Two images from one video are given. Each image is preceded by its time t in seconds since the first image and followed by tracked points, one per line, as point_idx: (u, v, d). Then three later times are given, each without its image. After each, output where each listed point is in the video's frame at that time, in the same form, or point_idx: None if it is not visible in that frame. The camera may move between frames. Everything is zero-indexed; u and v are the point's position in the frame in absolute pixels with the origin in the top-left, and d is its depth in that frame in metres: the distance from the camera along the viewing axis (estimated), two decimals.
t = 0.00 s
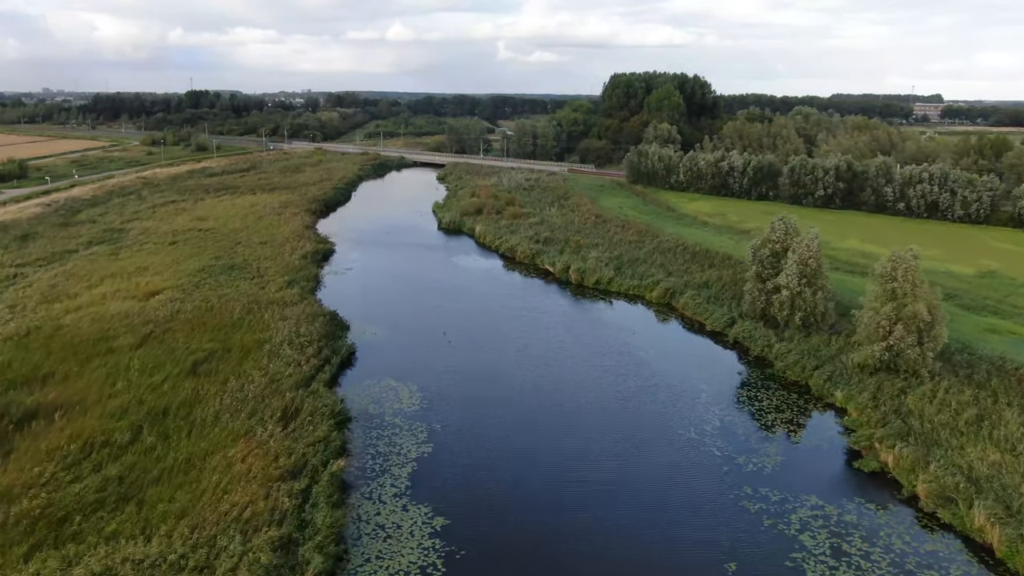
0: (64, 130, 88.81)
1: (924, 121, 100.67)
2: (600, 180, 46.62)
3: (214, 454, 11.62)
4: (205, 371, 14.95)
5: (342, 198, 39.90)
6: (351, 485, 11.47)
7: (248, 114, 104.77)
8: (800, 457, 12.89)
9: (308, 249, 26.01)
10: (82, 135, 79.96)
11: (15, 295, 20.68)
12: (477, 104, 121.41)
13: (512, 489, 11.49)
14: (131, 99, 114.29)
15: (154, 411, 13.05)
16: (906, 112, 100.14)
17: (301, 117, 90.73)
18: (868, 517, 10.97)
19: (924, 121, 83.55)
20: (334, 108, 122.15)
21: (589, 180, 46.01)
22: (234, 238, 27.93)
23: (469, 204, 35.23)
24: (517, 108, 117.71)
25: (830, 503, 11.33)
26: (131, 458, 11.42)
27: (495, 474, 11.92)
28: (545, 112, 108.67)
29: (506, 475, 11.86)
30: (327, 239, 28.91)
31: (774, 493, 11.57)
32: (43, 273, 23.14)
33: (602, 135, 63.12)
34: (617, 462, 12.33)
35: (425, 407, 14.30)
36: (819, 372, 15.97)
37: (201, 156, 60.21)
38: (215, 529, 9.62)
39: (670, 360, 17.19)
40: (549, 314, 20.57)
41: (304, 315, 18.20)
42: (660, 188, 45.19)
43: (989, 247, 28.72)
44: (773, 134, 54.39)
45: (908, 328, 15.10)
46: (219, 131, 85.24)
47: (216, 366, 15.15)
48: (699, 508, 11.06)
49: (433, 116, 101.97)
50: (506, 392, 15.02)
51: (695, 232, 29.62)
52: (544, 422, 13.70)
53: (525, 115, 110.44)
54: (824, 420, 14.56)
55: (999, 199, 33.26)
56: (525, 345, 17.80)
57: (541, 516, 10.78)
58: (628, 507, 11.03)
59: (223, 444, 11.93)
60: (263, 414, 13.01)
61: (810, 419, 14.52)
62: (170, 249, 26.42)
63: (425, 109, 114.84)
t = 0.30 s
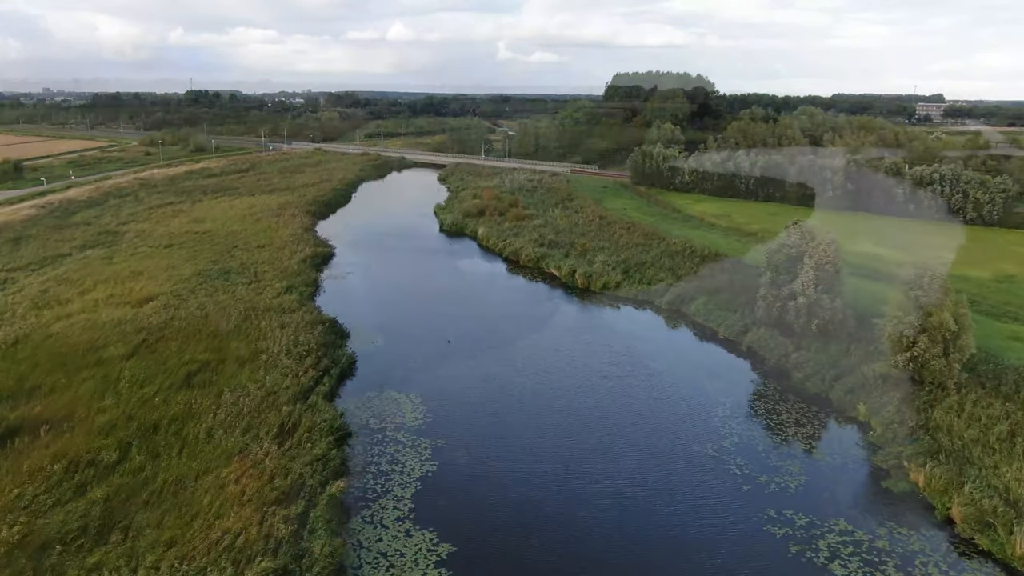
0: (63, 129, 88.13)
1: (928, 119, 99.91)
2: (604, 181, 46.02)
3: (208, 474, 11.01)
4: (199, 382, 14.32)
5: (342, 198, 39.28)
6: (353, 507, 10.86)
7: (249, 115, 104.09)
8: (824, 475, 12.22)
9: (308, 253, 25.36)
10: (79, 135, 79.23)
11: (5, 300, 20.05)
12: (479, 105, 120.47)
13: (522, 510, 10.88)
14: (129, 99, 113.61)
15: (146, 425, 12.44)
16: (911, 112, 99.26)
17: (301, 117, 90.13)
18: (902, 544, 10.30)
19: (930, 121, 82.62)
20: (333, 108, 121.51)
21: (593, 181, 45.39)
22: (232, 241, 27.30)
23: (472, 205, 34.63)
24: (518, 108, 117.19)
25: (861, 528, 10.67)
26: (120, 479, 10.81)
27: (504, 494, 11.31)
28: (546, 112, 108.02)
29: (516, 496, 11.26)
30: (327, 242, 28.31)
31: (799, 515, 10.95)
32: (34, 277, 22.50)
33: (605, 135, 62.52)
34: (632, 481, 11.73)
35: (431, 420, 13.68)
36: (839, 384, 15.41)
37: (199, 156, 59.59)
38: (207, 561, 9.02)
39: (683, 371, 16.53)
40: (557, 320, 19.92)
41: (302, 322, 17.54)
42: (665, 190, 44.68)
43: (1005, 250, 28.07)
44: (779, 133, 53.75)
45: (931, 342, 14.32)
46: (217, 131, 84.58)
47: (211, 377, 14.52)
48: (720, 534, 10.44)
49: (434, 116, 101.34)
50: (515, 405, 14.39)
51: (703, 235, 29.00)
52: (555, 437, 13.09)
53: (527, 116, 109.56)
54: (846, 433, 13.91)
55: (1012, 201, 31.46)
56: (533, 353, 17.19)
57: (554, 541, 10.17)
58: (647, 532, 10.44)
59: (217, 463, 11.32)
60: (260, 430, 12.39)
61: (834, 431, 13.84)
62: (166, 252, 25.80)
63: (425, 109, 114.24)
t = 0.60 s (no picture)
0: (60, 127, 87.18)
1: (929, 116, 99.61)
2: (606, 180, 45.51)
3: (199, 491, 10.45)
4: (192, 376, 13.54)
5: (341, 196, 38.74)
6: (351, 524, 10.32)
7: (246, 116, 103.36)
8: (844, 487, 11.60)
9: (307, 253, 24.69)
10: (75, 134, 78.50)
11: None
12: (478, 107, 119.81)
13: (529, 525, 10.38)
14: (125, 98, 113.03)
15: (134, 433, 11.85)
16: (911, 111, 99.13)
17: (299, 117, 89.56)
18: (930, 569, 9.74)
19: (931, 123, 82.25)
20: (330, 108, 121.03)
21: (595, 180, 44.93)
22: (229, 241, 26.70)
23: (474, 205, 34.15)
24: (516, 109, 116.92)
25: (884, 551, 10.15)
26: (106, 495, 10.24)
27: (509, 506, 10.80)
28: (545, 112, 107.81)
29: (522, 507, 10.76)
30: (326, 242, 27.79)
31: (819, 533, 10.43)
32: (25, 277, 21.76)
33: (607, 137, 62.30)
34: (643, 493, 11.20)
35: (432, 428, 13.10)
36: (857, 391, 14.87)
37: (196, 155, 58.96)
38: None
39: (693, 376, 15.96)
40: (563, 321, 19.27)
41: (302, 327, 16.92)
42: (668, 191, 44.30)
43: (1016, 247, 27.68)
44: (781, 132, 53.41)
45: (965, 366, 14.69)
46: (215, 130, 83.93)
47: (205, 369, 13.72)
48: (738, 554, 9.91)
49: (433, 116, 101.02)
50: (520, 412, 13.82)
51: (710, 237, 28.53)
52: (562, 446, 12.53)
53: (525, 116, 109.04)
54: (867, 432, 13.18)
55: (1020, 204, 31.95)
56: (538, 358, 16.66)
57: (562, 562, 9.65)
58: (660, 552, 9.91)
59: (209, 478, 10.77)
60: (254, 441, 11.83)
61: (854, 432, 13.23)
62: (161, 250, 25.15)
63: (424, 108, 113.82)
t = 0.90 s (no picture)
0: (58, 126, 86.77)
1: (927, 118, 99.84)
2: (606, 178, 45.40)
3: (189, 503, 10.25)
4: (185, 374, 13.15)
5: (339, 192, 38.54)
6: (346, 539, 10.04)
7: (246, 115, 103.31)
8: (852, 494, 11.33)
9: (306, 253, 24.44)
10: (73, 132, 78.27)
11: None
12: (477, 108, 119.60)
13: (530, 538, 10.12)
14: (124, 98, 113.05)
15: (124, 439, 11.53)
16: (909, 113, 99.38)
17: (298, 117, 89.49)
18: None
19: (932, 122, 82.03)
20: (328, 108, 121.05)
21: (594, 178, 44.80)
22: (226, 242, 26.56)
23: (472, 206, 34.04)
24: (516, 110, 117.08)
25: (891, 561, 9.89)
26: (94, 506, 9.95)
27: (510, 518, 10.55)
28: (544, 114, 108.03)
29: (523, 520, 10.51)
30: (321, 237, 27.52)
31: (827, 544, 10.17)
32: (20, 278, 21.39)
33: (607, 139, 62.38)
34: (647, 504, 10.95)
35: (431, 438, 12.83)
36: (861, 400, 14.67)
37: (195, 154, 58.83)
38: None
39: (697, 379, 15.65)
40: (564, 326, 19.05)
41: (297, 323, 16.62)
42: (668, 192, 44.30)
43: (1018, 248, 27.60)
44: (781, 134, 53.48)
45: (974, 378, 14.51)
46: (214, 129, 83.80)
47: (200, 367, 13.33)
48: (743, 570, 9.62)
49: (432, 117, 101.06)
50: (520, 421, 13.53)
51: (710, 236, 28.39)
52: (563, 456, 12.25)
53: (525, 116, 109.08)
54: (875, 442, 12.94)
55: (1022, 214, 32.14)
56: (539, 363, 16.41)
57: None
58: (662, 570, 9.62)
59: (200, 490, 10.47)
60: (248, 449, 11.52)
61: (862, 441, 12.94)
62: (156, 251, 24.97)
63: (423, 108, 113.90)
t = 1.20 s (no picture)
0: (57, 125, 86.32)
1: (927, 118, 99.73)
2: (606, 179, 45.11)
3: (175, 519, 9.82)
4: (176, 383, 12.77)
5: (337, 194, 38.23)
6: (338, 557, 9.62)
7: (245, 116, 103.03)
8: (867, 509, 10.92)
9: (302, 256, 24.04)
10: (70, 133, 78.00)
11: None
12: (476, 107, 119.18)
13: (531, 556, 9.71)
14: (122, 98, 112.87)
15: (112, 451, 11.15)
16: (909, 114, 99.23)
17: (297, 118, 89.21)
18: None
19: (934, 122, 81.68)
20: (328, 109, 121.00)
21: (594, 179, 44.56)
22: (221, 245, 26.18)
23: (471, 207, 33.67)
24: (515, 111, 117.10)
25: None
26: (76, 523, 9.56)
27: (510, 534, 10.14)
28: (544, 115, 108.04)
29: (523, 536, 10.10)
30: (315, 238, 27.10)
31: (840, 562, 9.75)
32: (11, 282, 20.94)
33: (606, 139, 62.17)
34: (652, 519, 10.54)
35: (428, 449, 12.41)
36: (873, 408, 14.26)
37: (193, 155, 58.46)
38: None
39: (702, 385, 15.21)
40: (565, 331, 18.63)
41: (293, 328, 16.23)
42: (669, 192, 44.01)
43: None
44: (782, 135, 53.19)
45: (988, 388, 14.03)
46: (212, 130, 83.44)
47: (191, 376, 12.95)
48: None
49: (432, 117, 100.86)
50: (520, 431, 13.11)
51: (713, 238, 28.03)
52: (564, 468, 11.83)
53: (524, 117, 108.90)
54: (887, 452, 12.53)
55: None
56: (540, 370, 16.00)
57: None
58: None
59: (186, 506, 10.03)
60: (238, 462, 11.09)
61: (873, 452, 12.53)
62: (150, 254, 24.58)
63: (422, 108, 113.71)
